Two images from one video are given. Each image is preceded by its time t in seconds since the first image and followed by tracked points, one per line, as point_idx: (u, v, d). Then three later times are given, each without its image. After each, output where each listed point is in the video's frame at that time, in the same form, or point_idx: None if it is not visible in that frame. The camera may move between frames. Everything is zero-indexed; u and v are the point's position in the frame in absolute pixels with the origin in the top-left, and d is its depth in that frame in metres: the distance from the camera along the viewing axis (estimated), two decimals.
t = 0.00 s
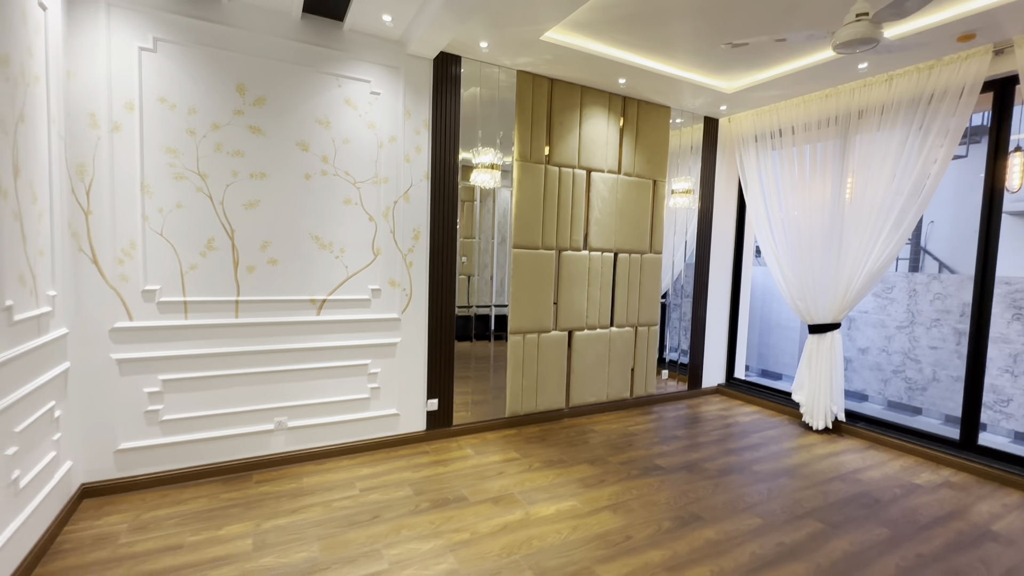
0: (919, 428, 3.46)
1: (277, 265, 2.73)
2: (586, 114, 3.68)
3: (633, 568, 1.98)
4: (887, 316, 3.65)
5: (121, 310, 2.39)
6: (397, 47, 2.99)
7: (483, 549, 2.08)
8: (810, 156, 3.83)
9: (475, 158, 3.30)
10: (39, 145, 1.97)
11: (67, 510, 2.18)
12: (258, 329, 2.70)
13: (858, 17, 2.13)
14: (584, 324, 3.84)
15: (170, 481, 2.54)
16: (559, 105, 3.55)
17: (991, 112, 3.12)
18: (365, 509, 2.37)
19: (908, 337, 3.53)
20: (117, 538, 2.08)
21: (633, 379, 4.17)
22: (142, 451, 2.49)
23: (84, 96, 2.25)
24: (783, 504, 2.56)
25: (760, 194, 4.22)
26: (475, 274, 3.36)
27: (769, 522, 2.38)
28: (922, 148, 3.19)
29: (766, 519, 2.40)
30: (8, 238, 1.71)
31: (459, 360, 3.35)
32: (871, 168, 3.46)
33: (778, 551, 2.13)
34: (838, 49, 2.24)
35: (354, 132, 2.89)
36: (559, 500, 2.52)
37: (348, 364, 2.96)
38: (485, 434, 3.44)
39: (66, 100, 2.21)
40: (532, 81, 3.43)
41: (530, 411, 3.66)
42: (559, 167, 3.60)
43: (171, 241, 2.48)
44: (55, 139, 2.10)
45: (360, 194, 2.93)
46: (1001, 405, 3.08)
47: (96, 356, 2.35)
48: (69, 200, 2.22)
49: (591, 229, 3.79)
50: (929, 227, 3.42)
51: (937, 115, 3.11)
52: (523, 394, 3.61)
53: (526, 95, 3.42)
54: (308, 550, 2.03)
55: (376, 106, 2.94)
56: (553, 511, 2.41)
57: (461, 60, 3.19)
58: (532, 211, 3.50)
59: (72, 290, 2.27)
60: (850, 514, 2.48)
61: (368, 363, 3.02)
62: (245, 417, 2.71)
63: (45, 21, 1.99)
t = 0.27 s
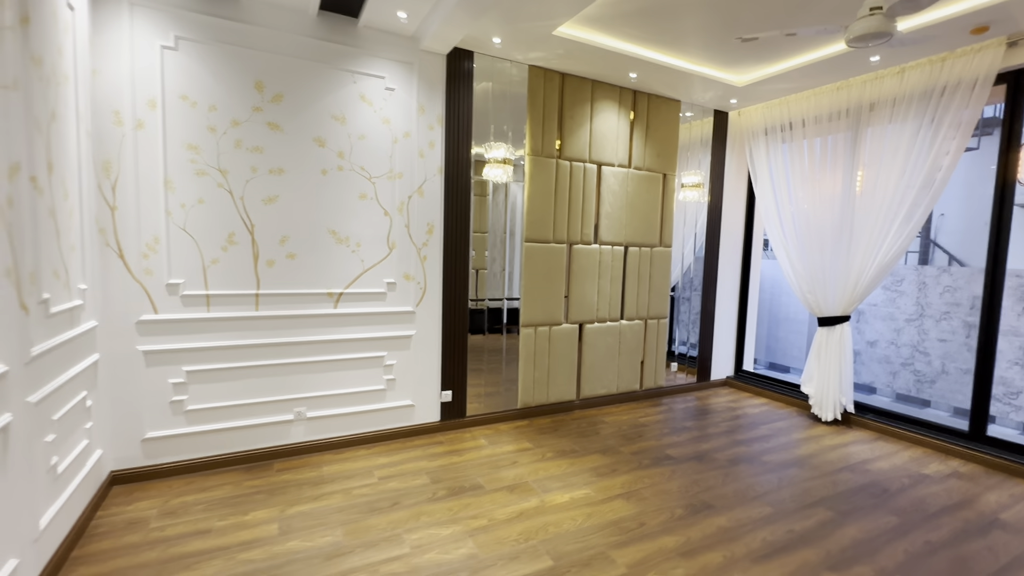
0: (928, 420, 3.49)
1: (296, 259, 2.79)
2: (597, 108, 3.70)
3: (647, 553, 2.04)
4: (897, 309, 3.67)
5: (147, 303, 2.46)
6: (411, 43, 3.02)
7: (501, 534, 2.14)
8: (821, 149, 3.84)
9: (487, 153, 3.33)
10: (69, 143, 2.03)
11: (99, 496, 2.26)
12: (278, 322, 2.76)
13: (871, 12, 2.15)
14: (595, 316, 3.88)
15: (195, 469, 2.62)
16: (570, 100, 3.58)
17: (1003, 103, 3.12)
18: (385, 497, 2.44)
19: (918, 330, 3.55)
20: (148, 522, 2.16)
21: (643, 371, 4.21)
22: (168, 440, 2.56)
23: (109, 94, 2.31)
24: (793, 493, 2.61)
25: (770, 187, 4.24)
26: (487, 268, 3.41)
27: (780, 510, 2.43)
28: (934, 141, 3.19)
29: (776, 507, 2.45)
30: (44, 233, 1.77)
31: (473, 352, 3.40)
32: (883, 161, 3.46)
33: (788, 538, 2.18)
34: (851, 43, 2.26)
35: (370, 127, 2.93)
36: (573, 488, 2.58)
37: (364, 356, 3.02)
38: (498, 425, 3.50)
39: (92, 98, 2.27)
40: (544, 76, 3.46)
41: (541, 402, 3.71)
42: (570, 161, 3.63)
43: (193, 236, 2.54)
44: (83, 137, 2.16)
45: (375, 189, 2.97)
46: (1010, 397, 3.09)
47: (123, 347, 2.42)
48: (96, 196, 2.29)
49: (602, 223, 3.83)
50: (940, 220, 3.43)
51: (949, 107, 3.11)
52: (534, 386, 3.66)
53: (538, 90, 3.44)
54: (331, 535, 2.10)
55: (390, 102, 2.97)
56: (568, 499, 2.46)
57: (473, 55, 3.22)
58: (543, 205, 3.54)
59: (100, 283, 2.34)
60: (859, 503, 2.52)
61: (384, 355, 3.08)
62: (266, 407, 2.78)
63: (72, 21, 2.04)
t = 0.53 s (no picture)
0: (933, 411, 3.53)
1: (312, 255, 2.85)
2: (605, 104, 3.73)
3: (659, 539, 2.10)
4: (903, 302, 3.71)
5: (169, 299, 2.53)
6: (423, 41, 3.06)
7: (516, 522, 2.20)
8: (828, 143, 3.86)
9: (498, 149, 3.38)
10: (96, 144, 2.09)
11: (126, 485, 2.34)
12: (295, 317, 2.83)
13: (880, 8, 2.17)
14: (603, 310, 3.93)
15: (217, 460, 2.70)
16: (578, 96, 3.61)
17: (1011, 98, 3.14)
18: (402, 486, 2.51)
19: (924, 323, 3.58)
20: (176, 510, 2.24)
21: (650, 364, 4.27)
22: (191, 431, 2.64)
23: (132, 95, 2.37)
24: (800, 482, 2.66)
25: (777, 181, 4.26)
26: (498, 263, 3.47)
27: (787, 498, 2.48)
28: (941, 135, 3.22)
29: (784, 496, 2.51)
30: (77, 231, 1.83)
31: (484, 346, 3.46)
32: (890, 155, 3.49)
33: (796, 525, 2.24)
34: (859, 40, 2.29)
35: (383, 125, 2.98)
36: (585, 478, 2.64)
37: (378, 350, 3.08)
38: (508, 417, 3.57)
39: (115, 99, 2.33)
40: (553, 72, 3.49)
41: (551, 395, 3.77)
42: (579, 157, 3.67)
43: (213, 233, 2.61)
44: (109, 137, 2.22)
45: (388, 186, 3.03)
46: (1016, 389, 3.13)
47: (147, 342, 2.49)
48: (120, 195, 2.35)
49: (610, 217, 3.87)
50: (947, 213, 3.45)
51: (957, 101, 3.13)
52: (544, 379, 3.72)
53: (547, 86, 3.48)
54: (352, 522, 2.17)
55: (402, 100, 3.02)
56: (580, 488, 2.53)
57: (484, 52, 3.26)
58: (552, 201, 3.58)
59: (125, 279, 2.41)
60: (865, 492, 2.57)
61: (397, 348, 3.15)
62: (284, 399, 2.86)
63: (98, 25, 2.10)
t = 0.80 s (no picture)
0: (919, 401, 3.62)
1: (308, 250, 2.86)
2: (599, 99, 3.76)
3: (653, 526, 2.15)
4: (889, 295, 3.79)
5: (166, 294, 2.53)
6: (418, 36, 3.07)
7: (513, 511, 2.25)
8: (817, 139, 3.93)
9: (492, 144, 3.40)
10: (92, 139, 2.09)
11: (125, 479, 2.35)
12: (292, 311, 2.84)
13: (868, 6, 2.22)
14: (597, 304, 3.98)
15: (215, 454, 2.71)
16: (572, 91, 3.64)
17: (994, 94, 3.21)
18: (400, 477, 2.54)
19: (910, 315, 3.67)
20: (175, 503, 2.26)
21: (643, 357, 4.33)
22: (188, 426, 2.65)
23: (126, 90, 2.36)
24: (790, 470, 2.73)
25: (768, 176, 4.32)
26: (493, 257, 3.50)
27: (777, 485, 2.55)
28: (927, 130, 3.28)
29: (774, 483, 2.57)
30: (74, 225, 1.83)
31: (479, 339, 3.49)
32: (877, 151, 3.55)
33: (786, 511, 2.30)
34: (848, 37, 2.33)
35: (378, 120, 2.99)
36: (580, 468, 2.69)
37: (375, 344, 3.11)
38: (504, 410, 3.61)
39: (110, 93, 2.32)
40: (547, 67, 3.51)
41: (546, 388, 3.82)
42: (573, 152, 3.70)
43: (209, 228, 2.61)
44: (104, 132, 2.21)
45: (384, 180, 3.04)
46: (998, 379, 3.22)
47: (144, 337, 2.49)
48: (116, 190, 2.35)
49: (604, 212, 3.91)
50: (933, 208, 3.53)
51: (942, 97, 3.20)
52: (539, 372, 3.76)
53: (541, 82, 3.50)
54: (352, 513, 2.20)
55: (398, 95, 3.03)
56: (575, 478, 2.58)
57: (478, 48, 3.27)
58: (547, 196, 3.61)
59: (122, 275, 2.41)
60: (852, 479, 2.65)
61: (394, 343, 3.17)
62: (281, 394, 2.87)
63: (92, 19, 2.09)
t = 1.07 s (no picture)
0: (916, 391, 3.65)
1: (308, 243, 2.87)
2: (597, 91, 3.76)
3: (652, 513, 2.18)
4: (887, 286, 3.81)
5: (167, 287, 2.55)
6: (416, 28, 3.06)
7: (514, 499, 2.28)
8: (816, 129, 3.93)
9: (491, 136, 3.40)
10: (92, 131, 2.09)
11: (130, 470, 2.37)
12: (293, 304, 2.86)
13: None
14: (596, 296, 4.00)
15: (218, 445, 2.74)
16: (570, 83, 3.63)
17: (993, 84, 3.21)
18: (402, 467, 2.57)
19: (908, 306, 3.69)
20: (180, 493, 2.28)
21: (642, 348, 4.35)
22: (191, 417, 2.67)
23: (124, 83, 2.36)
24: (787, 458, 2.76)
25: (766, 167, 4.33)
26: (493, 250, 3.51)
27: (775, 473, 2.58)
28: (925, 121, 3.29)
29: (771, 471, 2.61)
30: (76, 218, 1.84)
31: (480, 331, 3.52)
32: (876, 141, 3.56)
33: (783, 497, 2.34)
34: (846, 28, 2.33)
35: (377, 112, 2.98)
36: (579, 457, 2.72)
37: (376, 336, 3.13)
38: (504, 401, 3.64)
39: (108, 86, 2.31)
40: (546, 58, 3.50)
41: (545, 379, 3.85)
42: (572, 144, 3.70)
43: (209, 221, 2.62)
44: (103, 125, 2.21)
45: (383, 173, 3.04)
46: (994, 368, 3.25)
47: (146, 329, 2.51)
48: (116, 183, 2.35)
49: (603, 204, 3.92)
50: (931, 198, 3.54)
51: (941, 87, 3.20)
52: (539, 363, 3.79)
53: (539, 73, 3.49)
54: (355, 502, 2.23)
55: (396, 87, 3.03)
56: (575, 467, 2.61)
57: (476, 39, 3.26)
58: (546, 188, 3.62)
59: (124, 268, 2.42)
60: (849, 466, 2.68)
61: (394, 335, 3.19)
62: (283, 385, 2.90)
63: (89, 11, 2.09)
